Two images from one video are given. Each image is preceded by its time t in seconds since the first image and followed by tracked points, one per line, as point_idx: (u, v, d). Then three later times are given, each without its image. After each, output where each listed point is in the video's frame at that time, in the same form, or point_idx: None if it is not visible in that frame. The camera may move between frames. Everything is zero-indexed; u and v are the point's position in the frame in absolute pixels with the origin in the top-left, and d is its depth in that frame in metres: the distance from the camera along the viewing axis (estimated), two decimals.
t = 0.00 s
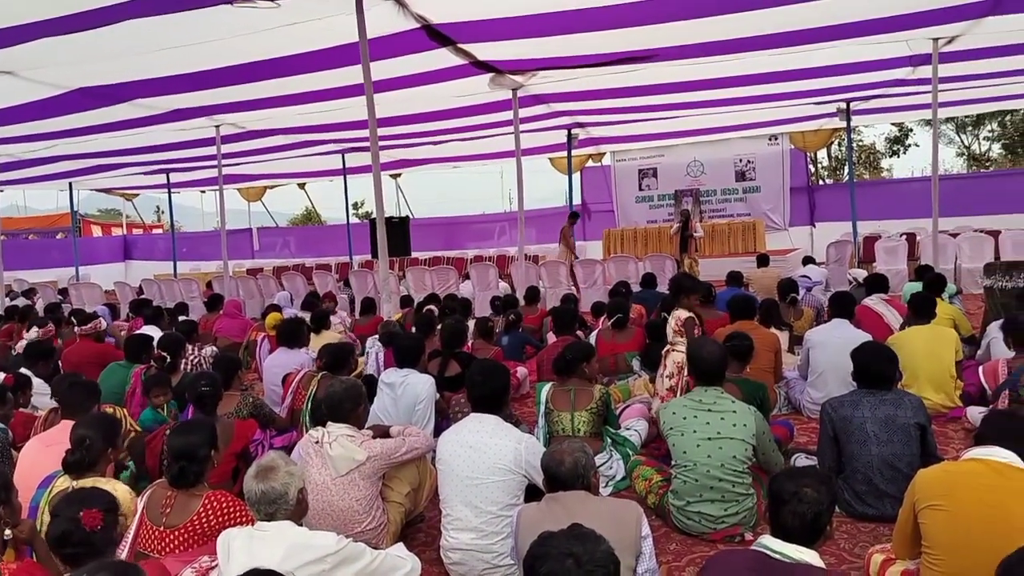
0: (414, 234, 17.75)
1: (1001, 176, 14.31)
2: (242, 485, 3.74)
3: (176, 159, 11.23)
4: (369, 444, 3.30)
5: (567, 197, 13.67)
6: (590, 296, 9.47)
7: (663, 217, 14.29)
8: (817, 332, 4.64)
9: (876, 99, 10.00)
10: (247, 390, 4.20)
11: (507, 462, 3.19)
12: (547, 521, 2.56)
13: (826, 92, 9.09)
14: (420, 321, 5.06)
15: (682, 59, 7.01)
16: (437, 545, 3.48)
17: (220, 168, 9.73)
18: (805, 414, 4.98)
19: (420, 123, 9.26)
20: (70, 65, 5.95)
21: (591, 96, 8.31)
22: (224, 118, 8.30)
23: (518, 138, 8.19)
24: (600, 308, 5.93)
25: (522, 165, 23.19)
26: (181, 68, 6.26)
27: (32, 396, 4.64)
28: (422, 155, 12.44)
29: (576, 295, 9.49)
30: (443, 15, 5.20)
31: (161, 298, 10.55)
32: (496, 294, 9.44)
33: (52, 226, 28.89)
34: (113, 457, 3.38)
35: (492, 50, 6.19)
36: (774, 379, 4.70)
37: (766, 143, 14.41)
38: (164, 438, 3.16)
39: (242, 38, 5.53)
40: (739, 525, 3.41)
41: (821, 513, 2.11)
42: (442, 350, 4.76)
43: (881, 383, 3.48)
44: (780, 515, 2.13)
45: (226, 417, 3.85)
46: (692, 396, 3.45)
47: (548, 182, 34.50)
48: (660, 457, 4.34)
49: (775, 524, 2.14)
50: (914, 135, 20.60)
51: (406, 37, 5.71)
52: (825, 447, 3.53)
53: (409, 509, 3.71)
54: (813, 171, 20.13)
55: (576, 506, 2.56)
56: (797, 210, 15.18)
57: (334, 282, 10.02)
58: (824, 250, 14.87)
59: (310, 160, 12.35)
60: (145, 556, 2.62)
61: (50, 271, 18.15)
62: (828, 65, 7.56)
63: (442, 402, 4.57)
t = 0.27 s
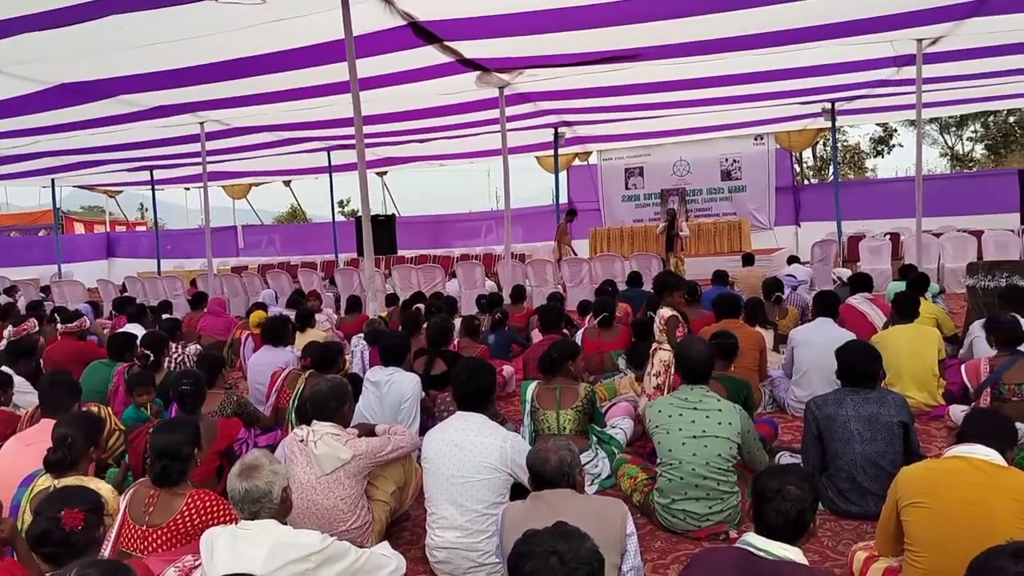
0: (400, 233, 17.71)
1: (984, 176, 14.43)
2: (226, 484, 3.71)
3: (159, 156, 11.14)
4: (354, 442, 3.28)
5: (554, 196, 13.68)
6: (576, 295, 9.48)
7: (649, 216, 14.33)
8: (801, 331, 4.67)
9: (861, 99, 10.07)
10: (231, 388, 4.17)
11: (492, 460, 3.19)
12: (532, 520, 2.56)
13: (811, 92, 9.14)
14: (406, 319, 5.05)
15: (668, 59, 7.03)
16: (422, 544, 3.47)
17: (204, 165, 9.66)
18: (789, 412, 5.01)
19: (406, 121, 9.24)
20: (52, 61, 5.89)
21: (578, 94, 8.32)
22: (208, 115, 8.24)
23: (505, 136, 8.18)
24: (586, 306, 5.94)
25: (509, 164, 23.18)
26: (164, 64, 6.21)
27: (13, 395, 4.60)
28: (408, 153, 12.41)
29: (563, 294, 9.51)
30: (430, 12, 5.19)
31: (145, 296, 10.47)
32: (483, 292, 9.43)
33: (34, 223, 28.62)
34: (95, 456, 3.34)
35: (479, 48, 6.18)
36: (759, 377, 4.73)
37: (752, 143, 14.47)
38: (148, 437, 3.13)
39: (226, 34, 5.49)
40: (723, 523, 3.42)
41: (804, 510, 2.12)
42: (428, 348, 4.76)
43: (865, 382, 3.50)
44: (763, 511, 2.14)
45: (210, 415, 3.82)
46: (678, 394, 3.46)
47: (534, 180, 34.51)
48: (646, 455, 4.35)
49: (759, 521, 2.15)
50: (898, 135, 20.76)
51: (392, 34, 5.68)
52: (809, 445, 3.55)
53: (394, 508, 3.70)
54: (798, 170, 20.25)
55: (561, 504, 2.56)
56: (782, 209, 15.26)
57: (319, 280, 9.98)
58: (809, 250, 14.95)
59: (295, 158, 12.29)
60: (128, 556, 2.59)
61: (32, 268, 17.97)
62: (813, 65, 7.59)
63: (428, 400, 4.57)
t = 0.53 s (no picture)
0: (391, 232, 17.69)
1: (972, 177, 14.53)
2: (215, 483, 3.70)
3: (149, 154, 11.09)
4: (344, 442, 3.28)
5: (545, 195, 13.69)
6: (567, 294, 9.50)
7: (640, 215, 14.37)
8: (790, 331, 4.69)
9: (851, 100, 10.12)
10: (221, 387, 4.16)
11: (483, 460, 3.19)
12: (521, 520, 2.57)
13: (802, 93, 9.17)
14: (396, 318, 5.05)
15: (660, 59, 7.04)
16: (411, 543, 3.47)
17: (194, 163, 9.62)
18: (778, 412, 5.03)
19: (398, 120, 9.22)
20: (41, 58, 5.85)
21: (569, 94, 8.33)
22: (198, 113, 8.21)
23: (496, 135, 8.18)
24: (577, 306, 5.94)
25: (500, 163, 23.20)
26: (154, 62, 6.18)
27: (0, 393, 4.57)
28: (400, 152, 12.39)
29: (554, 293, 9.53)
30: (422, 11, 5.19)
31: (134, 294, 10.42)
32: (473, 292, 9.43)
33: (22, 220, 28.45)
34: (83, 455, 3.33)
35: (471, 47, 6.18)
36: (748, 377, 4.74)
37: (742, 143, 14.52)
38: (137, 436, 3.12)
39: (216, 32, 5.47)
40: (712, 523, 3.44)
41: (793, 510, 2.13)
42: (418, 347, 4.75)
43: (854, 382, 3.52)
44: (752, 510, 2.15)
45: (199, 415, 3.81)
46: (668, 394, 3.47)
47: (526, 180, 34.53)
48: (636, 454, 4.36)
49: (748, 521, 2.15)
50: (887, 136, 20.87)
51: (383, 33, 5.67)
52: (798, 445, 3.56)
53: (384, 507, 3.70)
54: (788, 171, 20.32)
55: (551, 504, 2.57)
56: (773, 209, 15.32)
57: (309, 279, 9.96)
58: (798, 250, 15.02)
59: (286, 156, 12.25)
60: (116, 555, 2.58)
61: (20, 266, 17.86)
62: (804, 66, 7.63)
63: (418, 400, 4.56)
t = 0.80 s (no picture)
0: (379, 231, 17.65)
1: (956, 180, 14.66)
2: (199, 484, 3.68)
3: (134, 152, 11.01)
4: (330, 442, 3.27)
5: (532, 195, 13.70)
6: (554, 295, 9.52)
7: (627, 216, 14.41)
8: (775, 332, 4.71)
9: (836, 103, 10.19)
10: (205, 387, 4.13)
11: (469, 460, 3.19)
12: (506, 521, 2.57)
13: (788, 95, 9.23)
14: (383, 318, 5.03)
15: (647, 60, 7.06)
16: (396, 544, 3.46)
17: (180, 161, 9.56)
18: (763, 412, 5.06)
19: (385, 120, 9.20)
20: (25, 55, 5.80)
21: (557, 95, 8.34)
22: (184, 111, 8.16)
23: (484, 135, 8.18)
24: (564, 306, 5.95)
25: (488, 163, 23.19)
26: (139, 59, 6.13)
27: None
28: (387, 151, 12.37)
29: (541, 294, 9.54)
30: (410, 11, 5.18)
31: (118, 293, 10.34)
32: (461, 292, 9.43)
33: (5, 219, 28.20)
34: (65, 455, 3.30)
35: (459, 47, 6.17)
36: (734, 378, 4.76)
37: (729, 144, 14.58)
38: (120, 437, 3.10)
39: (202, 30, 5.44)
40: (698, 523, 3.45)
41: (776, 511, 2.14)
42: (405, 348, 4.75)
43: (839, 383, 3.53)
44: (736, 510, 2.16)
45: (183, 415, 3.78)
46: (655, 394, 3.48)
47: (513, 181, 34.54)
48: (622, 455, 4.37)
49: (732, 521, 2.16)
50: (873, 139, 21.03)
51: (371, 33, 5.66)
52: (783, 445, 3.58)
53: (369, 508, 3.69)
54: (774, 173, 20.43)
55: (537, 505, 2.57)
56: (759, 211, 15.40)
57: (296, 278, 9.93)
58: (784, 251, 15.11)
59: (272, 155, 12.20)
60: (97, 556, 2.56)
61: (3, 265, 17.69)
62: (790, 68, 7.67)
63: (405, 400, 4.55)
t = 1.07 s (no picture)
0: (365, 234, 17.60)
1: (938, 187, 14.81)
2: (182, 488, 3.65)
3: (118, 153, 10.93)
4: (314, 446, 3.25)
5: (519, 199, 13.71)
6: (541, 299, 9.53)
7: (614, 221, 14.45)
8: (760, 337, 4.73)
9: (821, 110, 10.27)
10: (188, 390, 4.10)
11: (453, 464, 3.18)
12: (490, 525, 2.57)
13: (773, 101, 9.29)
14: (368, 322, 5.02)
15: (634, 66, 7.10)
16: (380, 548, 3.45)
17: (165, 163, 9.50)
18: (748, 416, 5.08)
19: (372, 122, 9.19)
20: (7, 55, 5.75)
21: (544, 99, 8.35)
22: (169, 112, 8.11)
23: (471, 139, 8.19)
24: (550, 310, 5.96)
25: (475, 167, 23.19)
26: (124, 60, 6.09)
27: None
28: (374, 154, 12.35)
29: (527, 298, 9.55)
30: (397, 13, 5.17)
31: (101, 295, 10.26)
32: (447, 295, 9.42)
33: None
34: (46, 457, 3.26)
35: (446, 50, 6.17)
36: (719, 382, 4.78)
37: (715, 150, 14.64)
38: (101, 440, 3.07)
39: (188, 31, 5.42)
40: (682, 527, 3.46)
41: (760, 515, 2.14)
42: (390, 351, 4.74)
43: (823, 387, 3.55)
44: (719, 513, 2.17)
45: (167, 418, 3.75)
46: (641, 398, 3.49)
47: (500, 184, 34.53)
48: (607, 459, 4.38)
49: (716, 524, 2.17)
50: (857, 145, 21.20)
51: (358, 35, 5.65)
52: (767, 449, 3.60)
53: (353, 512, 3.68)
54: (760, 179, 20.56)
55: (521, 509, 2.56)
56: (744, 216, 15.49)
57: (281, 281, 9.89)
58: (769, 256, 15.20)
59: (258, 157, 12.14)
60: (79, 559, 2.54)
61: None
62: (776, 74, 7.73)
63: (390, 403, 4.54)
